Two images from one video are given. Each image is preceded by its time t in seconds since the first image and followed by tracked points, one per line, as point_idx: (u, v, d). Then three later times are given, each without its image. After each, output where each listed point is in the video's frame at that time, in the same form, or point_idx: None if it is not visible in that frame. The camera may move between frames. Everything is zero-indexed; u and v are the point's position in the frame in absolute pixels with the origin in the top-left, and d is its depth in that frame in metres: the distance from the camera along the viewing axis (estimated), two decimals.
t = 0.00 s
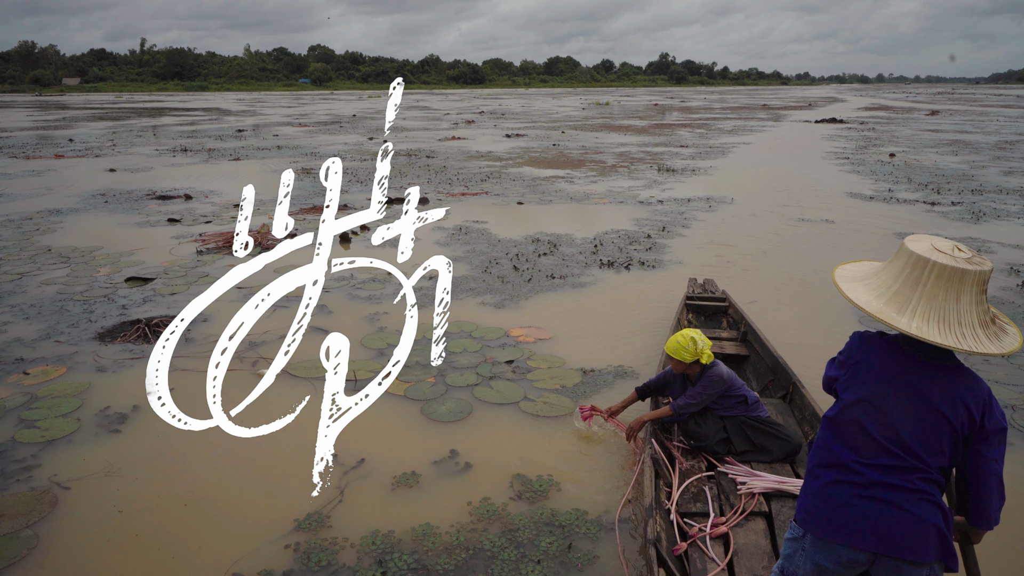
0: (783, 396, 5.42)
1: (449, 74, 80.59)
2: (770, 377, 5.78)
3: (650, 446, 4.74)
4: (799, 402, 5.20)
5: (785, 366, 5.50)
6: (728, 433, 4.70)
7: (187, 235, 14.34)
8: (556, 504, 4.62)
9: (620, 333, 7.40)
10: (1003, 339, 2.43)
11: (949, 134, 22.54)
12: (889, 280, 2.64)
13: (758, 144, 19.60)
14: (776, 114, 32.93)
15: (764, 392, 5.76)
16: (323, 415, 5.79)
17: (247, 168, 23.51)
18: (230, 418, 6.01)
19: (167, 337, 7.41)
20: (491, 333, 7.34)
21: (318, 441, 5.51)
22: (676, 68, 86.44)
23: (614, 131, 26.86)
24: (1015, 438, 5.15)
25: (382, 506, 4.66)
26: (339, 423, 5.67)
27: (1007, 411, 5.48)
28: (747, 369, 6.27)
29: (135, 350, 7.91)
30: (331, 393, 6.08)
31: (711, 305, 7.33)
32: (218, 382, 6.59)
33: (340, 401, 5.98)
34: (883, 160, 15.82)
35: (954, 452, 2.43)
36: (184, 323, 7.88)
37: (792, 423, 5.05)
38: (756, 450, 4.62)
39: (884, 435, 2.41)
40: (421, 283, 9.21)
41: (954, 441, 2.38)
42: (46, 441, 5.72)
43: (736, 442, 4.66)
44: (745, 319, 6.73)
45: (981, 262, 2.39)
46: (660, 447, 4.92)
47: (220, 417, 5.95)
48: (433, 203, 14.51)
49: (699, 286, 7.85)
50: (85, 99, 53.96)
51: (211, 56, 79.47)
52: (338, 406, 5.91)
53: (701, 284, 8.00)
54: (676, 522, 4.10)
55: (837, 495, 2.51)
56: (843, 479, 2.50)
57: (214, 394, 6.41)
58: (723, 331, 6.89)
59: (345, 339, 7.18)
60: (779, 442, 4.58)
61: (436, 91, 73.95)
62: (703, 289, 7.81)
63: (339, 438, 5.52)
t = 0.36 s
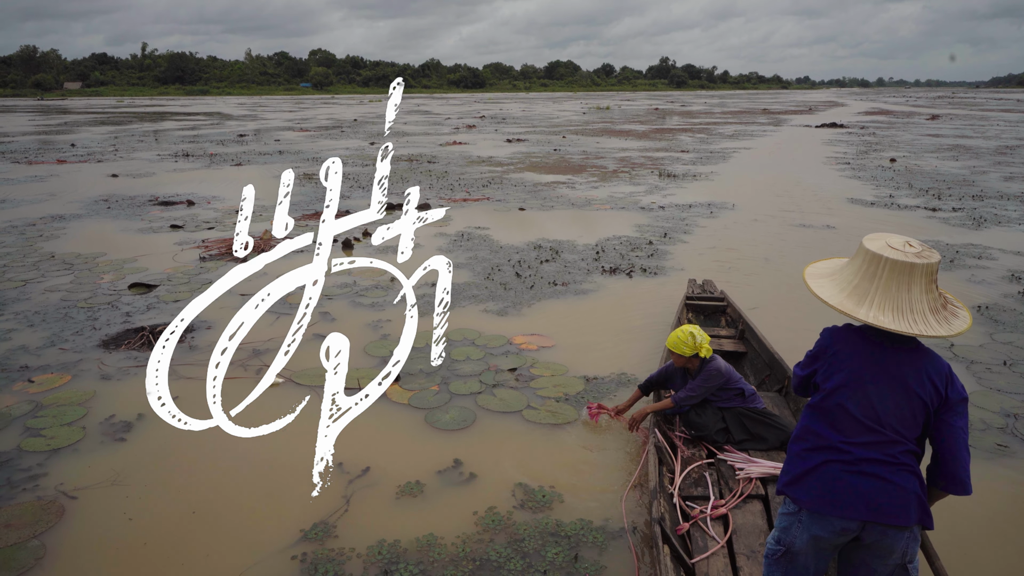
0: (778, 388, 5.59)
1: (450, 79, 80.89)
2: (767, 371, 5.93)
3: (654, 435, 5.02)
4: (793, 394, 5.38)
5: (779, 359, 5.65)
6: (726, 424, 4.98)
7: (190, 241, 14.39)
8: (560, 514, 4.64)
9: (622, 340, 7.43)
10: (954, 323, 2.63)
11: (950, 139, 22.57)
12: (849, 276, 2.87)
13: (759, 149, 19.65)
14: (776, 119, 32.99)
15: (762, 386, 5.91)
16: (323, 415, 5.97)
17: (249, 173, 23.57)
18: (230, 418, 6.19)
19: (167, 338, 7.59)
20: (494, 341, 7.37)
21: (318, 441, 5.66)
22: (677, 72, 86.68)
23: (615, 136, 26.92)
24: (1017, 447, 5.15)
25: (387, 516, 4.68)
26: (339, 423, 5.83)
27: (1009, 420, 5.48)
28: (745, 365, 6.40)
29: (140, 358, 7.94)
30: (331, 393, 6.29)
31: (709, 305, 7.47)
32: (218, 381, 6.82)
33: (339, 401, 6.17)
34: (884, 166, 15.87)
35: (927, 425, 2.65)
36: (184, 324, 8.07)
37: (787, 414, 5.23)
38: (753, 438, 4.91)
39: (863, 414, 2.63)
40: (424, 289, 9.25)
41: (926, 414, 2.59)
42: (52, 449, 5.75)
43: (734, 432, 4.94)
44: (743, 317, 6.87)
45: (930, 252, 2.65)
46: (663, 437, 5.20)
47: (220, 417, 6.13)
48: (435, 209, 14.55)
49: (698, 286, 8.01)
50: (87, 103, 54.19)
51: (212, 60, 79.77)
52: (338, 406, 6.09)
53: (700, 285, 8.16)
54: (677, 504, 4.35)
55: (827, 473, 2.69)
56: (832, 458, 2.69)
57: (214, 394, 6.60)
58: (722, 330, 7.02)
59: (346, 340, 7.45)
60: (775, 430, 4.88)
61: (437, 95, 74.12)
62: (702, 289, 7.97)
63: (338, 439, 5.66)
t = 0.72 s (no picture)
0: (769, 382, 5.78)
1: (450, 86, 81.31)
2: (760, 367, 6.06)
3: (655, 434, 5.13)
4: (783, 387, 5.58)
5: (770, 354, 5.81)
6: (724, 420, 5.12)
7: (191, 251, 14.43)
8: (563, 528, 4.66)
9: (623, 351, 7.45)
10: (917, 320, 2.89)
11: (948, 147, 22.69)
12: (825, 274, 3.18)
13: (758, 157, 19.75)
14: (775, 127, 33.17)
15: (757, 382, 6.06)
16: (324, 415, 6.21)
17: (249, 181, 23.64)
18: (229, 418, 6.42)
19: (167, 340, 7.84)
20: (495, 352, 7.40)
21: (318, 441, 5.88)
22: (675, 80, 87.13)
23: (614, 144, 27.04)
24: (1018, 461, 5.16)
25: (390, 532, 4.69)
26: (339, 423, 6.08)
27: (1009, 432, 5.50)
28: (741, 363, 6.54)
29: (142, 369, 7.95)
30: (331, 394, 6.55)
31: (706, 308, 7.60)
32: (218, 382, 7.10)
33: (339, 401, 6.43)
34: (882, 174, 15.96)
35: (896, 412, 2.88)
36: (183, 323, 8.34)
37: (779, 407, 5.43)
38: (749, 433, 5.08)
39: (840, 404, 2.84)
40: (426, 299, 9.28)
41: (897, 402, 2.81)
42: (55, 463, 5.75)
43: (731, 427, 5.10)
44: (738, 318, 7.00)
45: (901, 254, 2.94)
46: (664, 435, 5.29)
47: (220, 418, 6.36)
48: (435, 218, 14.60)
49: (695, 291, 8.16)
50: (87, 110, 54.41)
51: (212, 68, 80.21)
52: (338, 406, 6.36)
53: (698, 290, 8.28)
54: (680, 496, 4.50)
55: (807, 460, 2.91)
56: (812, 446, 2.90)
57: (213, 394, 6.84)
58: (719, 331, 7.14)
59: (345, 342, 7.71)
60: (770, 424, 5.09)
61: (437, 102, 74.40)
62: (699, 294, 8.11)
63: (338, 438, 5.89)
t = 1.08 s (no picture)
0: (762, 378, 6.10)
1: (449, 92, 81.65)
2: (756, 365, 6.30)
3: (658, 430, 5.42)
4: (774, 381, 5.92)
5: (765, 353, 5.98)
6: (722, 415, 5.43)
7: (192, 260, 14.46)
8: (568, 540, 4.68)
9: (625, 360, 7.49)
10: (885, 316, 3.16)
11: (945, 154, 22.82)
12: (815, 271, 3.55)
13: (756, 165, 19.86)
14: (773, 133, 33.33)
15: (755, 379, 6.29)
16: (324, 415, 6.44)
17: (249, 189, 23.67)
18: (229, 418, 6.61)
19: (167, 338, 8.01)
20: (497, 362, 7.43)
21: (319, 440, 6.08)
22: (673, 87, 87.56)
23: (613, 151, 27.12)
24: (1019, 471, 5.20)
25: (396, 544, 4.71)
26: (339, 423, 6.31)
27: (1010, 443, 5.54)
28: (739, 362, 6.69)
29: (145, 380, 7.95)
30: (331, 393, 6.82)
31: (705, 310, 7.69)
32: (218, 381, 7.31)
33: (339, 401, 6.69)
34: (880, 181, 16.05)
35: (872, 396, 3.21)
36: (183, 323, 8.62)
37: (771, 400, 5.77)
38: (747, 426, 5.40)
39: (834, 397, 3.07)
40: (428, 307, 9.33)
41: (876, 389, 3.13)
42: (59, 475, 5.76)
43: (729, 421, 5.40)
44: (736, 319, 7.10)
45: (881, 257, 3.22)
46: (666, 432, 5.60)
47: (220, 417, 6.54)
48: (435, 226, 14.63)
49: (694, 293, 8.21)
50: (87, 117, 54.53)
51: (212, 75, 80.50)
52: (339, 406, 6.60)
53: (696, 293, 8.35)
54: (682, 487, 4.75)
55: (803, 448, 3.15)
56: (807, 435, 3.14)
57: (214, 394, 7.05)
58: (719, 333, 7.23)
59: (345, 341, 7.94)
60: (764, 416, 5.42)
61: (435, 109, 74.64)
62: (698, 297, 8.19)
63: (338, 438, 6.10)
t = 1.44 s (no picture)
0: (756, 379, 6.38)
1: (446, 100, 82.03)
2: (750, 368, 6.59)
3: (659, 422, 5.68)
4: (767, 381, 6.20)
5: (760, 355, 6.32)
6: (719, 411, 5.71)
7: (191, 269, 14.45)
8: (571, 551, 4.69)
9: (625, 369, 7.52)
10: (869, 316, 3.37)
11: (941, 162, 22.98)
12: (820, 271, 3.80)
13: (753, 173, 19.97)
14: (769, 142, 33.52)
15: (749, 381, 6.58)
16: (323, 415, 6.65)
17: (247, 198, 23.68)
18: (229, 419, 6.83)
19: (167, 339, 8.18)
20: (498, 373, 7.45)
21: (318, 440, 6.27)
22: (669, 95, 88.10)
23: (611, 160, 27.22)
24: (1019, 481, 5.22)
25: (398, 556, 4.71)
26: (338, 423, 6.51)
27: (1010, 452, 5.57)
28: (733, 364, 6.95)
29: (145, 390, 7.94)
30: (331, 393, 7.06)
31: (701, 313, 7.83)
32: (218, 381, 7.53)
33: (338, 400, 6.91)
34: (877, 190, 16.16)
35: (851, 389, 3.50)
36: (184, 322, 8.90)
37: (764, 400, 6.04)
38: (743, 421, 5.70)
39: (822, 386, 3.34)
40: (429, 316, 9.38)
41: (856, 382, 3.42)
42: (61, 486, 5.75)
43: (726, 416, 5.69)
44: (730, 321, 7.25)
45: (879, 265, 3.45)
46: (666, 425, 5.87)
47: (220, 418, 6.76)
48: (434, 235, 14.66)
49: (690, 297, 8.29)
50: (84, 125, 54.62)
51: (209, 83, 80.73)
52: (338, 406, 6.83)
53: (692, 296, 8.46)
54: (682, 476, 5.02)
55: (790, 433, 3.37)
56: (795, 421, 3.38)
57: (213, 394, 7.27)
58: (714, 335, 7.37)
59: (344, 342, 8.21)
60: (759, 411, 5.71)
61: (433, 117, 74.89)
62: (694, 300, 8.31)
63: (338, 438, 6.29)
